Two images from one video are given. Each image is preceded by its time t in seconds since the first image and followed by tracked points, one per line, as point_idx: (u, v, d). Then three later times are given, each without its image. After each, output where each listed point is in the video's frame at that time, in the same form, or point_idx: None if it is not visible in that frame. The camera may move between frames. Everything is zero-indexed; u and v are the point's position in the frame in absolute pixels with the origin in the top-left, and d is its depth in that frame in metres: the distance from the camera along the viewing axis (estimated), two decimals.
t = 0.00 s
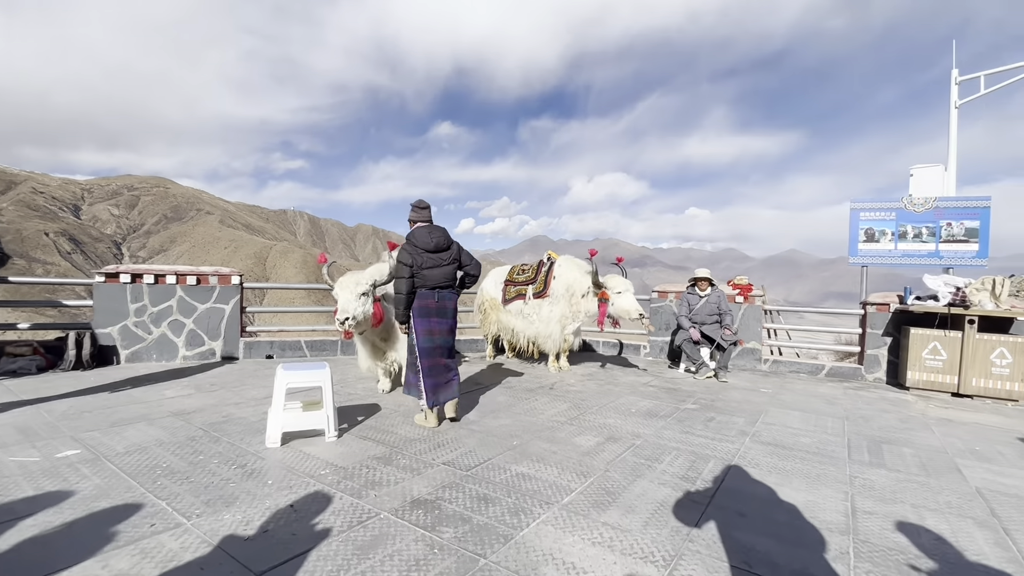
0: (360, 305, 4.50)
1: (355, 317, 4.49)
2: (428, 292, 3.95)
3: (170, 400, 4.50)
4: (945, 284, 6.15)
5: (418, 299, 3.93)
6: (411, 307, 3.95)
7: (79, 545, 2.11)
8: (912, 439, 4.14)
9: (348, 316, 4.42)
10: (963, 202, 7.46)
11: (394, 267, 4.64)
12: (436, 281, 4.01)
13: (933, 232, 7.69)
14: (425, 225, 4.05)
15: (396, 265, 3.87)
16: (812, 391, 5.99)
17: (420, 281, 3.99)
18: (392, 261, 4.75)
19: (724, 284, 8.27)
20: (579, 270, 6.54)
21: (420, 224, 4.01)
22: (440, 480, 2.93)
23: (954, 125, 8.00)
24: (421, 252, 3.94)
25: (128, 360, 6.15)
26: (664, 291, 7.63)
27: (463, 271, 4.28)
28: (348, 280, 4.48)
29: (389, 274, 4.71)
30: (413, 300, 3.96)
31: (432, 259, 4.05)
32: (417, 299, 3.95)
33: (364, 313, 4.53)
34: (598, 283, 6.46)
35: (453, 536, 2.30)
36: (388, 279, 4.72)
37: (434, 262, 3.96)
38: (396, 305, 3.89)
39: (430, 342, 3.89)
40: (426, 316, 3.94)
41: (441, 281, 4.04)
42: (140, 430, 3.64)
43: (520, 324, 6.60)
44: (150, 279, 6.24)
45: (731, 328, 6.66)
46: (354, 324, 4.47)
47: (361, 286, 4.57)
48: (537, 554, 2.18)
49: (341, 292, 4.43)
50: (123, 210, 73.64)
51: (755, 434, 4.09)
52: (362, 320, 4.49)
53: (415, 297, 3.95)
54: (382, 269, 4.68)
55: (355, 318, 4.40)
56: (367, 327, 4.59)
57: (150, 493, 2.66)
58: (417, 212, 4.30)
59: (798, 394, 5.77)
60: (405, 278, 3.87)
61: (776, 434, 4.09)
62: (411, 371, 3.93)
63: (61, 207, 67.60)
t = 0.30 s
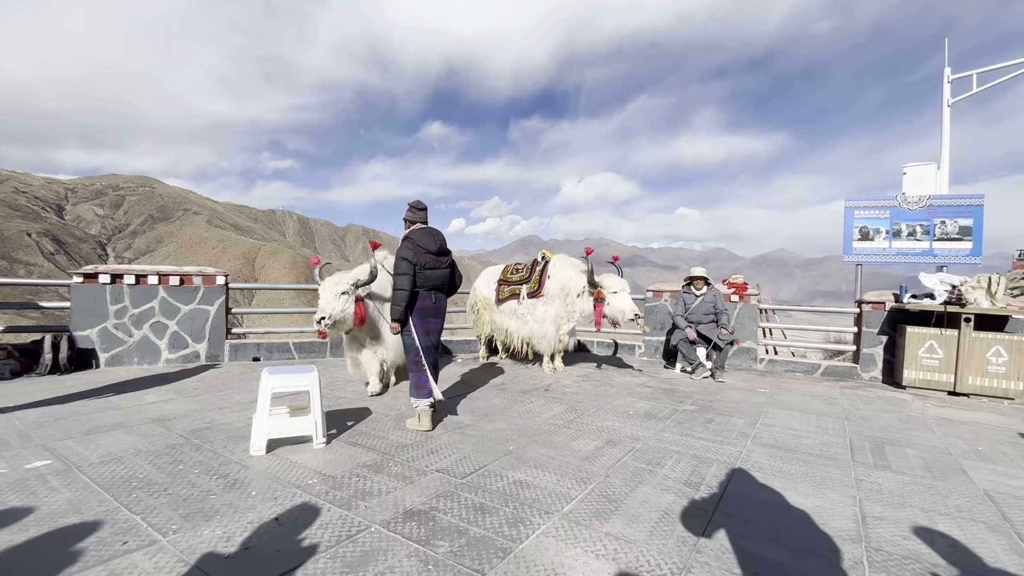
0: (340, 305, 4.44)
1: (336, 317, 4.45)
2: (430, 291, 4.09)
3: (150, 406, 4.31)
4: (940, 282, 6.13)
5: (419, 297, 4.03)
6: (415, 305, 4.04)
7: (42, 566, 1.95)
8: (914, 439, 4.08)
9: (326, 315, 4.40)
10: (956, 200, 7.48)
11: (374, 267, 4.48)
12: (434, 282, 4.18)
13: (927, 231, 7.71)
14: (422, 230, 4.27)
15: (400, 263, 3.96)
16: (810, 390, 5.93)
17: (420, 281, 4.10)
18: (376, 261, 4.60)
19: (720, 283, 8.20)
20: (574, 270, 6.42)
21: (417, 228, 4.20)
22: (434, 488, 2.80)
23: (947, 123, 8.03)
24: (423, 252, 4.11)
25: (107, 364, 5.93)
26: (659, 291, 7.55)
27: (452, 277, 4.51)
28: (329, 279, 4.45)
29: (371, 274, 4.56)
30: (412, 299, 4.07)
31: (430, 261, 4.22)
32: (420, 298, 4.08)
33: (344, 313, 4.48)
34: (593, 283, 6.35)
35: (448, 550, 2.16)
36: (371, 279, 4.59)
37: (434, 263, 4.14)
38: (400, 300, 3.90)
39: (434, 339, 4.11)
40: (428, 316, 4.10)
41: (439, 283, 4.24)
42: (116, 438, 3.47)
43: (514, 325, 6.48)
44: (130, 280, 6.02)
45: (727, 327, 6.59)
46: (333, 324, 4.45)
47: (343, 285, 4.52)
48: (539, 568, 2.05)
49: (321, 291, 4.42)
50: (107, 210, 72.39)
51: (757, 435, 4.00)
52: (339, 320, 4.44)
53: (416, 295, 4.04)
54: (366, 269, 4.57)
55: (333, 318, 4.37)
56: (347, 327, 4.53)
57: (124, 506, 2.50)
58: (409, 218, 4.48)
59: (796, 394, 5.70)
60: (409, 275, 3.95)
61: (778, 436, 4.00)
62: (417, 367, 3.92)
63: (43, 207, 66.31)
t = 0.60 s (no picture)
0: (317, 313, 4.40)
1: (312, 326, 4.38)
2: (420, 292, 4.02)
3: (123, 415, 4.11)
4: (938, 281, 6.03)
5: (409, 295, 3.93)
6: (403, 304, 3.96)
7: None
8: (917, 443, 3.96)
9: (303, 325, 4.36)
10: (952, 199, 7.41)
11: (349, 272, 4.39)
12: (425, 283, 4.11)
13: (923, 229, 7.63)
14: (416, 230, 4.22)
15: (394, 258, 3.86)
16: (807, 392, 5.82)
17: (412, 280, 4.01)
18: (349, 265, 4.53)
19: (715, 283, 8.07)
20: (567, 270, 6.28)
21: (412, 227, 4.14)
22: (419, 504, 2.63)
23: (942, 121, 7.97)
24: (416, 252, 4.06)
25: (82, 370, 5.70)
26: (654, 291, 7.43)
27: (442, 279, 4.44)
28: (304, 289, 4.40)
29: (347, 279, 4.49)
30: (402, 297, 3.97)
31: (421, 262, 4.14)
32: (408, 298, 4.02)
33: (321, 321, 4.42)
34: (586, 284, 6.16)
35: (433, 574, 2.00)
36: (347, 284, 4.52)
37: (426, 265, 4.09)
38: (392, 297, 3.80)
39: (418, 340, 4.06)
40: (415, 316, 4.04)
41: (429, 285, 4.17)
42: (82, 450, 3.27)
43: (506, 326, 6.33)
44: (107, 282, 5.80)
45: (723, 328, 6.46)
46: (309, 334, 4.37)
47: (318, 293, 4.46)
48: None
49: (297, 302, 4.37)
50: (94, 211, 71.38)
51: (756, 441, 3.86)
52: (318, 329, 4.41)
53: (406, 294, 3.95)
54: (340, 274, 4.50)
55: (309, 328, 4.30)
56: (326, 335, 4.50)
57: (82, 528, 2.31)
58: (404, 217, 4.40)
59: (794, 396, 5.58)
60: (402, 272, 3.85)
61: (778, 441, 3.86)
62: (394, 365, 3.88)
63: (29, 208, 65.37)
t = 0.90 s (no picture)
0: (291, 319, 4.33)
1: (287, 331, 4.31)
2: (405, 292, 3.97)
3: (100, 423, 3.95)
4: (938, 279, 5.92)
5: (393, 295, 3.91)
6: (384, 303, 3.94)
7: None
8: (921, 446, 3.86)
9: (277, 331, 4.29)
10: (948, 197, 7.37)
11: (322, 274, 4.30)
12: (410, 283, 4.03)
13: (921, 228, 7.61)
14: (405, 230, 4.13)
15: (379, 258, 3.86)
16: (806, 393, 5.73)
17: (396, 280, 3.94)
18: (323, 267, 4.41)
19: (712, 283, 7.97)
20: (562, 270, 6.14)
21: (401, 227, 4.05)
22: (408, 517, 2.49)
23: (938, 118, 7.91)
24: (403, 253, 3.96)
25: (62, 376, 5.51)
26: (649, 291, 7.31)
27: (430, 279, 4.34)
28: (276, 295, 4.32)
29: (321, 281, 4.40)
30: (386, 296, 3.95)
31: (408, 262, 4.05)
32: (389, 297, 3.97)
33: (296, 327, 4.36)
34: (581, 284, 6.01)
35: None
36: (321, 286, 4.43)
37: (413, 265, 4.00)
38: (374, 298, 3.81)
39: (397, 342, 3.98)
40: (399, 317, 3.96)
41: (416, 286, 4.08)
42: (52, 462, 3.10)
43: (499, 328, 6.21)
44: (87, 285, 5.62)
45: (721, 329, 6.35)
46: (285, 340, 4.32)
47: (291, 297, 4.37)
48: None
49: (269, 308, 4.30)
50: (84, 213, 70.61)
51: (758, 445, 3.75)
52: (293, 335, 4.35)
53: (389, 294, 3.91)
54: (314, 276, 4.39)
55: (283, 334, 4.25)
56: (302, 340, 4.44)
57: (43, 549, 2.15)
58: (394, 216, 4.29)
59: (793, 397, 5.48)
60: (386, 272, 3.84)
61: (781, 446, 3.75)
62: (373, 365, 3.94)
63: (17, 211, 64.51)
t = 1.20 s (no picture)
0: (263, 318, 4.28)
1: (257, 331, 4.26)
2: (395, 297, 3.88)
3: (85, 432, 3.78)
4: (943, 280, 5.87)
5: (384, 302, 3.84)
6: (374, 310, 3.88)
7: None
8: (935, 449, 3.75)
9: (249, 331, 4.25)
10: (951, 196, 7.33)
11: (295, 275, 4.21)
12: (399, 288, 3.96)
13: (923, 227, 7.57)
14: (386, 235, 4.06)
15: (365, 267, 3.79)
16: (811, 395, 5.63)
17: (386, 287, 3.87)
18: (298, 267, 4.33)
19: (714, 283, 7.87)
20: (562, 270, 6.01)
21: (382, 232, 3.97)
22: (410, 531, 2.35)
23: (939, 116, 7.85)
24: (388, 258, 3.89)
25: (47, 382, 5.34)
26: (650, 292, 7.20)
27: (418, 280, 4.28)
28: (250, 293, 4.28)
29: (294, 281, 4.31)
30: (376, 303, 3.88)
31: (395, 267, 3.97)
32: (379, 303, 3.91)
33: (267, 327, 4.29)
34: (582, 286, 5.89)
35: None
36: (295, 286, 4.35)
37: (400, 268, 3.93)
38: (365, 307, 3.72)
39: (389, 347, 3.92)
40: (391, 322, 3.91)
41: (405, 290, 4.01)
42: (32, 475, 2.94)
43: (499, 330, 6.08)
44: (74, 288, 5.44)
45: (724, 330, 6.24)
46: (256, 340, 4.27)
47: (265, 296, 4.32)
48: None
49: (242, 307, 4.26)
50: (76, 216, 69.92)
51: (768, 450, 3.63)
52: (265, 335, 4.29)
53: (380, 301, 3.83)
54: (288, 276, 4.32)
55: (252, 334, 4.20)
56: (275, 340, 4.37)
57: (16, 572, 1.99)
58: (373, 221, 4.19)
59: (799, 399, 5.38)
60: (374, 279, 3.76)
61: (792, 450, 3.63)
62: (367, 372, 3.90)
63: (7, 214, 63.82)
